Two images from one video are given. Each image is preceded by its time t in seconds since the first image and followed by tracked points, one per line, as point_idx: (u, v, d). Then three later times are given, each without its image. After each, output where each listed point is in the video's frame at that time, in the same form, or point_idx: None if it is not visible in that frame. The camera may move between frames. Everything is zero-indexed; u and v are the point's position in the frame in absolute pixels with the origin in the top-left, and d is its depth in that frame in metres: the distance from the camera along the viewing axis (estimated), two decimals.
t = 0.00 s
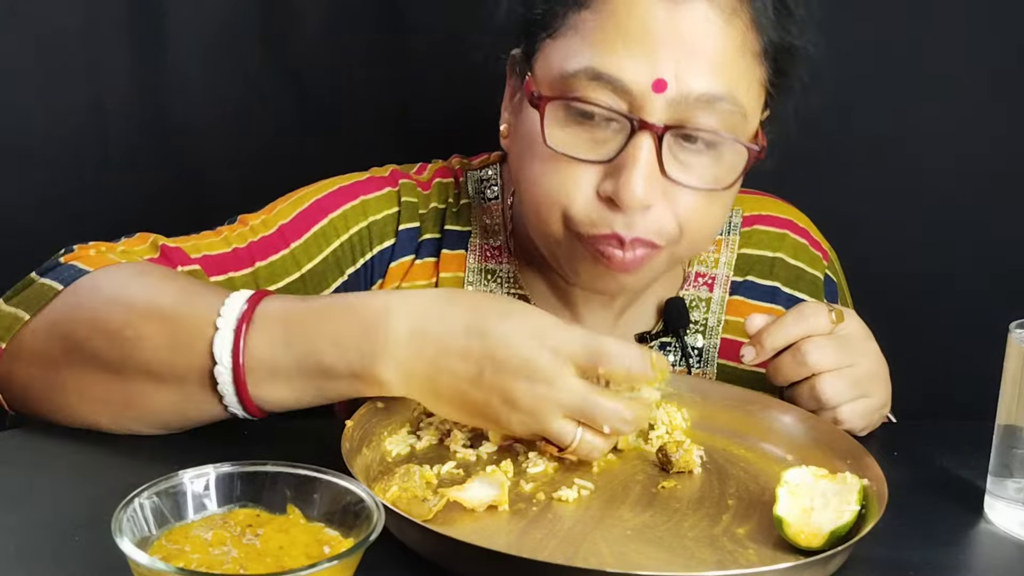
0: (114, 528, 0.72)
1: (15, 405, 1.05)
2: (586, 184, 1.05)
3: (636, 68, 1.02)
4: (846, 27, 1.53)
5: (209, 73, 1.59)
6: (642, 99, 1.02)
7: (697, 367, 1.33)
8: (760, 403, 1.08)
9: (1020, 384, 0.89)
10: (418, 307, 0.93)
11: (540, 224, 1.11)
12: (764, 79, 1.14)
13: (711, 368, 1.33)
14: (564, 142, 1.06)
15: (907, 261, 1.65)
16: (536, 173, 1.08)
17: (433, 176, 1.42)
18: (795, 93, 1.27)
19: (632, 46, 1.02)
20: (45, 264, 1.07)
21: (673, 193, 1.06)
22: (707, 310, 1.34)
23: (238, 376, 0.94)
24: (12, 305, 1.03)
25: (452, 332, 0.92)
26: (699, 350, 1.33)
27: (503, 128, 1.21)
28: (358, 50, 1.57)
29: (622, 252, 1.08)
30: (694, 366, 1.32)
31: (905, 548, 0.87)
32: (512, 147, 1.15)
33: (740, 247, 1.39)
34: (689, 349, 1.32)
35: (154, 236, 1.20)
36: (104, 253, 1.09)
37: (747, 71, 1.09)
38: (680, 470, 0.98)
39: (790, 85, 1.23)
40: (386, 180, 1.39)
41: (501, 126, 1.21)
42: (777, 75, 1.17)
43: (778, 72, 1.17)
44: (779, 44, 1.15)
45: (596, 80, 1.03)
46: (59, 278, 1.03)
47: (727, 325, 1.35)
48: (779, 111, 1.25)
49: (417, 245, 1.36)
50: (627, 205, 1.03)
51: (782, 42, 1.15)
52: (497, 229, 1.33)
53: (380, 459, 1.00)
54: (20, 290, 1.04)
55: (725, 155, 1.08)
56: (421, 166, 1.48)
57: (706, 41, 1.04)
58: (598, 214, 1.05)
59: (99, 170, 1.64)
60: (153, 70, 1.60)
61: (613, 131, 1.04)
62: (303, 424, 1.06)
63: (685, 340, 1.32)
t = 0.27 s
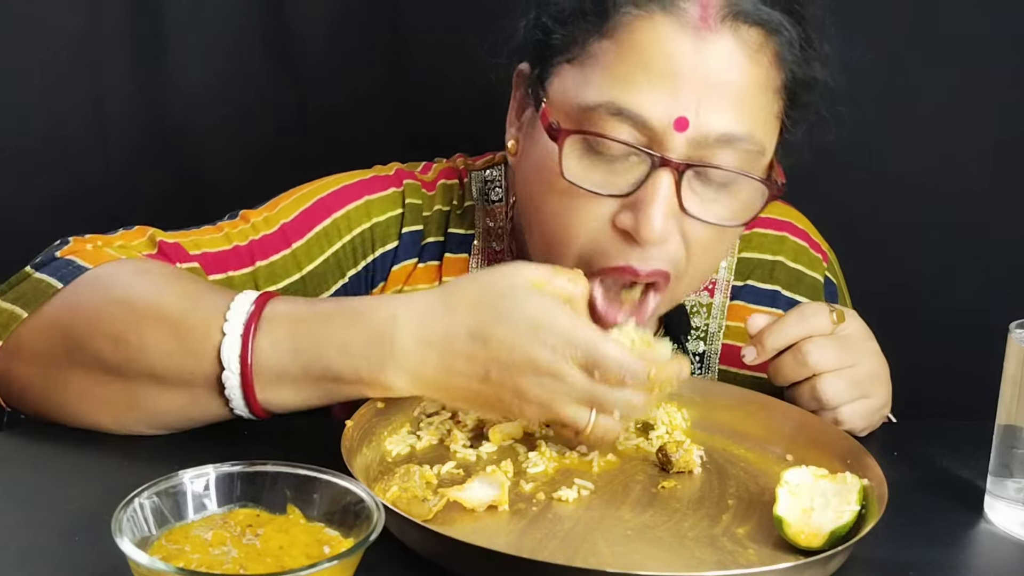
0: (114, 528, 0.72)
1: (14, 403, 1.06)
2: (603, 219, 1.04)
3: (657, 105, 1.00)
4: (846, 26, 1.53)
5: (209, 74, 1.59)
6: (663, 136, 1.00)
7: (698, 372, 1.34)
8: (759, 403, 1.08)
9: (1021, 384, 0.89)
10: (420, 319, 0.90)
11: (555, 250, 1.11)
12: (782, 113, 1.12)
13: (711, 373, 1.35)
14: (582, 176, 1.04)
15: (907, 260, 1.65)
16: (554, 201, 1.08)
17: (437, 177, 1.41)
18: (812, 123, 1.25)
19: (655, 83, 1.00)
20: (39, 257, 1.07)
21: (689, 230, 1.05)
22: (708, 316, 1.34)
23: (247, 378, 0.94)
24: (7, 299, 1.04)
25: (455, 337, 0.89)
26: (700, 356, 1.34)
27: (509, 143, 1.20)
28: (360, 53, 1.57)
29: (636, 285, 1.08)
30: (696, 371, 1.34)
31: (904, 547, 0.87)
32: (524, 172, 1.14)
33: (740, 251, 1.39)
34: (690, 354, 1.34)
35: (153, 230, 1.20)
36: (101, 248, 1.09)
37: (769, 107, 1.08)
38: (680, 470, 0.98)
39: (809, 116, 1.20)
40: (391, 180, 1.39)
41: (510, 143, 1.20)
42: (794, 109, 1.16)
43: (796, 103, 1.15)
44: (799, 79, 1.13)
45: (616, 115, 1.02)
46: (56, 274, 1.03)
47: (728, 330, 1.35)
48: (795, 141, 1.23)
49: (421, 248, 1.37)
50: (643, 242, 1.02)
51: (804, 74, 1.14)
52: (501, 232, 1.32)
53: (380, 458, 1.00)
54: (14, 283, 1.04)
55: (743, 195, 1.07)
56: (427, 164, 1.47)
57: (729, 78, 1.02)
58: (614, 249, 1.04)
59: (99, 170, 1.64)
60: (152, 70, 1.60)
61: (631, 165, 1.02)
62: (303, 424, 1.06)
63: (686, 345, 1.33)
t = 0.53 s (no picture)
0: (114, 528, 0.72)
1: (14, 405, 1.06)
2: (600, 219, 1.03)
3: (654, 103, 0.99)
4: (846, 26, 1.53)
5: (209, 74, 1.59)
6: (660, 134, 1.00)
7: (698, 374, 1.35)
8: (759, 403, 1.09)
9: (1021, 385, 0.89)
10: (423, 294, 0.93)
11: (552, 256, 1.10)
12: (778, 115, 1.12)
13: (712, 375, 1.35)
14: (578, 176, 1.04)
15: (907, 261, 1.65)
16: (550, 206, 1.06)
17: (438, 177, 1.41)
18: (810, 130, 1.25)
19: (650, 81, 1.00)
20: (38, 256, 1.08)
21: (687, 229, 1.04)
22: (708, 318, 1.34)
23: (258, 363, 0.95)
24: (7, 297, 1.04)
25: (462, 305, 0.92)
26: (700, 358, 1.35)
27: (503, 151, 1.21)
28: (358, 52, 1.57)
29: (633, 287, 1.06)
30: (696, 372, 1.34)
31: (904, 548, 0.87)
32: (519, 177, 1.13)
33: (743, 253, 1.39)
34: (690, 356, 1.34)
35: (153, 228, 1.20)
36: (102, 245, 1.10)
37: (765, 108, 1.07)
38: (680, 470, 0.98)
39: (805, 121, 1.21)
40: (391, 181, 1.39)
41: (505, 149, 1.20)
42: (790, 112, 1.16)
43: (793, 106, 1.15)
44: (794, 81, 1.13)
45: (612, 114, 1.01)
46: (58, 270, 1.04)
47: (728, 333, 1.35)
48: (792, 146, 1.23)
49: (422, 249, 1.37)
50: (642, 240, 1.01)
51: (799, 76, 1.14)
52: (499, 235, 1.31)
53: (379, 458, 1.00)
54: (14, 281, 1.05)
55: (741, 193, 1.07)
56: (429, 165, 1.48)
57: (725, 76, 1.02)
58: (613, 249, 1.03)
59: (99, 170, 1.64)
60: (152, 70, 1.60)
61: (628, 165, 1.01)
62: (303, 424, 1.06)
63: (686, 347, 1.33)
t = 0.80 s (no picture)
0: (114, 529, 0.72)
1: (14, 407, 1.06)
2: (564, 225, 1.04)
3: (621, 114, 0.99)
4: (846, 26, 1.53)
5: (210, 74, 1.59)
6: (625, 145, 0.99)
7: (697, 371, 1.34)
8: (759, 404, 1.09)
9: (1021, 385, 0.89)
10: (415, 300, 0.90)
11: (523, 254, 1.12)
12: (758, 131, 1.10)
13: (711, 373, 1.34)
14: (547, 180, 1.05)
15: (907, 260, 1.65)
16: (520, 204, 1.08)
17: (435, 177, 1.42)
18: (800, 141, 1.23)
19: (620, 92, 0.99)
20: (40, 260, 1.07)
21: (650, 243, 1.04)
22: (708, 316, 1.34)
23: (239, 367, 0.93)
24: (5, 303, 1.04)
25: (451, 310, 0.88)
26: (700, 356, 1.34)
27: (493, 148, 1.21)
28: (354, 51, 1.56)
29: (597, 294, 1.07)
30: (696, 370, 1.34)
31: (905, 548, 0.87)
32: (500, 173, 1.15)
33: (743, 251, 1.39)
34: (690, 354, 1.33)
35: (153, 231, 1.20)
36: (101, 249, 1.10)
37: (741, 125, 1.06)
38: (680, 470, 0.98)
39: (794, 133, 1.19)
40: (388, 180, 1.39)
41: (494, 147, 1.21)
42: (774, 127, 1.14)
43: (778, 121, 1.13)
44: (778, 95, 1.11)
45: (581, 123, 1.01)
46: (57, 276, 1.04)
47: (729, 331, 1.35)
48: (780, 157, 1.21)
49: (418, 248, 1.37)
50: (601, 251, 1.01)
51: (779, 95, 1.11)
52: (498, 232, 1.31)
53: (379, 458, 1.00)
54: (14, 286, 1.04)
55: (707, 208, 1.06)
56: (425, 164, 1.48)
57: (698, 90, 1.00)
58: (574, 257, 1.04)
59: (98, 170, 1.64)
60: (151, 70, 1.60)
61: (596, 173, 1.02)
62: (303, 424, 1.06)
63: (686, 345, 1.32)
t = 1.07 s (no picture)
0: (114, 528, 0.72)
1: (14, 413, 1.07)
2: (593, 228, 1.04)
3: (651, 118, 0.98)
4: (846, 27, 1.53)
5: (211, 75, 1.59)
6: (655, 149, 0.99)
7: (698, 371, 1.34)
8: (760, 403, 1.09)
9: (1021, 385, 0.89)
10: (406, 281, 0.98)
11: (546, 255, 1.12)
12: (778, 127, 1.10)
13: (712, 372, 1.34)
14: (573, 184, 1.04)
15: (906, 260, 1.65)
16: (545, 208, 1.08)
17: (431, 179, 1.42)
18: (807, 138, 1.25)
19: (649, 95, 0.99)
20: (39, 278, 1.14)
21: (677, 243, 1.04)
22: (709, 315, 1.34)
23: (236, 314, 0.98)
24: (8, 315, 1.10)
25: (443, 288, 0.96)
26: (700, 355, 1.34)
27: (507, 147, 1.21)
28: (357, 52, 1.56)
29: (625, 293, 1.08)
30: (696, 370, 1.34)
31: (904, 548, 0.87)
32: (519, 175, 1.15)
33: (745, 251, 1.39)
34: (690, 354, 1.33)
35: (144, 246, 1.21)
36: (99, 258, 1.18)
37: (763, 123, 1.06)
38: (681, 470, 0.98)
39: (804, 131, 1.21)
40: (380, 186, 1.39)
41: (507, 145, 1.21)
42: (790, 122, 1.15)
43: (794, 117, 1.15)
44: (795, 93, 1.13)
45: (609, 127, 1.00)
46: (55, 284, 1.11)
47: (730, 330, 1.35)
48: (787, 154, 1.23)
49: (413, 250, 1.37)
50: (632, 254, 1.01)
51: (800, 91, 1.13)
52: (498, 234, 1.31)
53: (380, 458, 1.00)
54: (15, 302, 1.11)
55: (733, 206, 1.06)
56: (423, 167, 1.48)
57: (725, 92, 1.00)
58: (603, 258, 1.05)
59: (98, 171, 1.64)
60: (152, 70, 1.60)
61: (625, 177, 1.01)
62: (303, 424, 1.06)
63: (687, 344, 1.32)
